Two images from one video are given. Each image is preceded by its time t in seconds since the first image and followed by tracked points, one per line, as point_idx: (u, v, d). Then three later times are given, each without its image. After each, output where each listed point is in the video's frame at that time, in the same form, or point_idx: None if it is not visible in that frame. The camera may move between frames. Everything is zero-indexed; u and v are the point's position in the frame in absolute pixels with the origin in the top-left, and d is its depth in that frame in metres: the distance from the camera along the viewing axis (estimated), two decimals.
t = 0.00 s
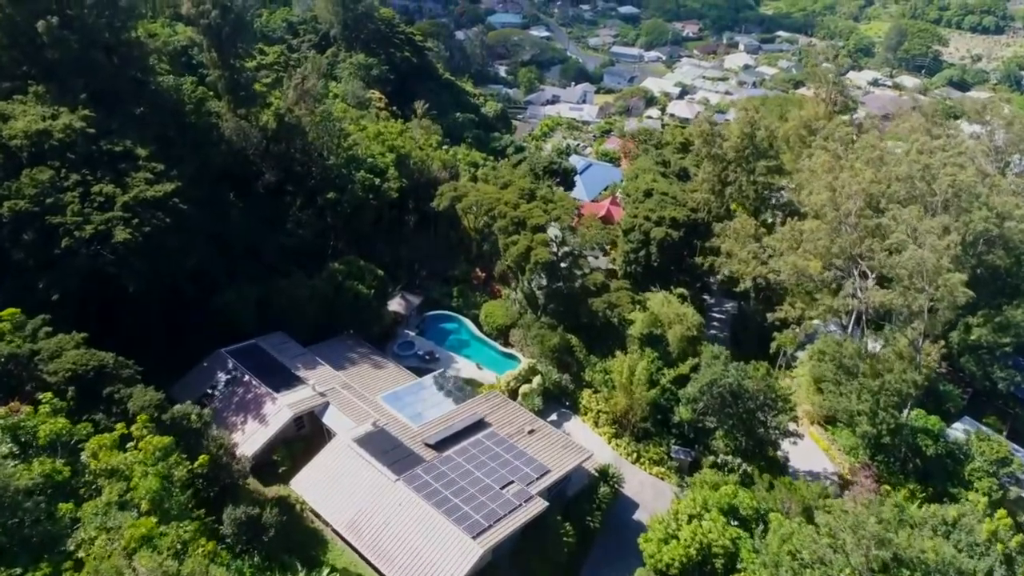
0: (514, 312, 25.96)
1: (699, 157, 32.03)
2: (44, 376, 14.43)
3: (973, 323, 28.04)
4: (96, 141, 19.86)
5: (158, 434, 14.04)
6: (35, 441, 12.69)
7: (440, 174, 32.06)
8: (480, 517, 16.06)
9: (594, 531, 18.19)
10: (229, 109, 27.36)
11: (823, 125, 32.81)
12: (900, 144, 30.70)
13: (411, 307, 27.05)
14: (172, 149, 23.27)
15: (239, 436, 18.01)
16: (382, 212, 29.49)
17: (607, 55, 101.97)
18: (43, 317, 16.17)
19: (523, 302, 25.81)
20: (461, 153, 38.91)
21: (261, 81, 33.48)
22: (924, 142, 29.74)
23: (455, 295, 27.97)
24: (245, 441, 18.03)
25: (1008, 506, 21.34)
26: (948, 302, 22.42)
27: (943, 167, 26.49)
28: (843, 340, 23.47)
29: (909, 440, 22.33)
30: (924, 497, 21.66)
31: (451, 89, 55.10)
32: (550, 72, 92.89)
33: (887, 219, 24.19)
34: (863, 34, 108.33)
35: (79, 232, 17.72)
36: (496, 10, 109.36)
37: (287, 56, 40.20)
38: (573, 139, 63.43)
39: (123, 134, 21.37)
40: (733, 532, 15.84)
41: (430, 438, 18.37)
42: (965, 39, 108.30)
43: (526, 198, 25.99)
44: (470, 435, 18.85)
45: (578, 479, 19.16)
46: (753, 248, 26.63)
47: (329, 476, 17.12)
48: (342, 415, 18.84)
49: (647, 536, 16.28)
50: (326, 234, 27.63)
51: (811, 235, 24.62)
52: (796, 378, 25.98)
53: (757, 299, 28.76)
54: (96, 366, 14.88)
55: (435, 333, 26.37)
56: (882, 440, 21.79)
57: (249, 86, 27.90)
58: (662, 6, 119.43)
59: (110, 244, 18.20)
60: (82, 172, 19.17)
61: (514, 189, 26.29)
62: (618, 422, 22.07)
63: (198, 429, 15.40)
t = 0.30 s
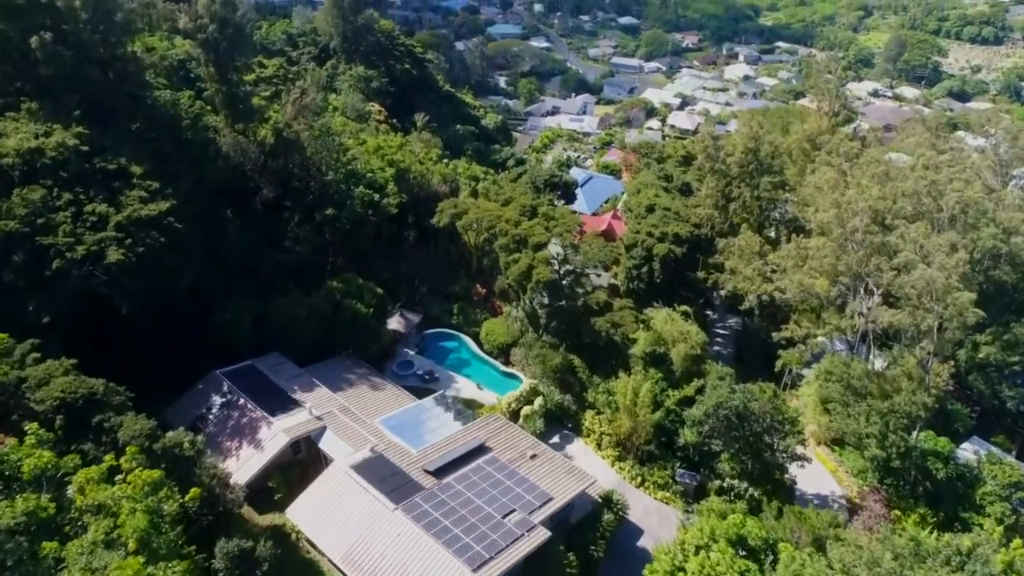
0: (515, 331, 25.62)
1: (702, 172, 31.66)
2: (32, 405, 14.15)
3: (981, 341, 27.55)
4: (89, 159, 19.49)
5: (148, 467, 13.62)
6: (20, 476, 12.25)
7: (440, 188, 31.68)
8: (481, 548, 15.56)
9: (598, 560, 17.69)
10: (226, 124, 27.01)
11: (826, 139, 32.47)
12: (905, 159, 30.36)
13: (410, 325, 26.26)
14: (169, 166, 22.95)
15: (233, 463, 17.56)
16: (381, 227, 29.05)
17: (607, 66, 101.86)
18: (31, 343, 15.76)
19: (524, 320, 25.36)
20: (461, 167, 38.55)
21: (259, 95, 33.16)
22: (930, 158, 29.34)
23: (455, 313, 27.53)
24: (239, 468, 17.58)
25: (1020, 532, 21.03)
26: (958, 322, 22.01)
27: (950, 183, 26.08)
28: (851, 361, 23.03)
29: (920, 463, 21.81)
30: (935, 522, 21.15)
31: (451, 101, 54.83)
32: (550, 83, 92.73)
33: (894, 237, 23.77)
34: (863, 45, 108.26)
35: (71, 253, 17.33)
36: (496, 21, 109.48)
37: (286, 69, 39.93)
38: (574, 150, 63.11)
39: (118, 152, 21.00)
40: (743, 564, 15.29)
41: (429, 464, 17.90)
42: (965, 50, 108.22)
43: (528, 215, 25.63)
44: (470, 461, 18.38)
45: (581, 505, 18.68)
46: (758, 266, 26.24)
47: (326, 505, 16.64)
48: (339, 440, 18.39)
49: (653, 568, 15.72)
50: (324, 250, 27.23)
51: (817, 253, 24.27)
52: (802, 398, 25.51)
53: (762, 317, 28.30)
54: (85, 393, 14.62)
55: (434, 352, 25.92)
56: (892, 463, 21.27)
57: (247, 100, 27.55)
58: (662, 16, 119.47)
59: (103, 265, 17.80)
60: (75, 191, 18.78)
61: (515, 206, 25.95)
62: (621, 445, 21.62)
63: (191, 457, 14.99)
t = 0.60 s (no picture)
0: (517, 360, 25.21)
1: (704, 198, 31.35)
2: (15, 446, 13.93)
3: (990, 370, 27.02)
4: (83, 189, 19.18)
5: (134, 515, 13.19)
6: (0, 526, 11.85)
7: (440, 214, 31.39)
8: None
9: None
10: (225, 151, 26.75)
11: (829, 166, 32.16)
12: (909, 185, 30.10)
13: (409, 354, 25.95)
14: (166, 194, 22.71)
15: (226, 503, 17.21)
16: (381, 254, 28.64)
17: (606, 89, 102.19)
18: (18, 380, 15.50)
19: (526, 350, 24.89)
20: (461, 192, 38.27)
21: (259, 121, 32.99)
22: (936, 185, 28.98)
23: (456, 342, 27.08)
24: (232, 507, 17.20)
25: None
26: (969, 353, 21.55)
27: (957, 211, 25.67)
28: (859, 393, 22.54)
29: (932, 498, 21.22)
30: (949, 561, 20.53)
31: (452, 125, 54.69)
32: (550, 106, 92.90)
33: (901, 266, 23.37)
34: (861, 69, 108.76)
35: (61, 286, 17.01)
36: (496, 45, 110.10)
37: (286, 95, 39.78)
38: (574, 174, 62.94)
39: (113, 182, 20.71)
40: None
41: (428, 503, 17.38)
42: (962, 73, 108.75)
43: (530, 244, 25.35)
44: (471, 499, 17.83)
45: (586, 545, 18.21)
46: (762, 294, 25.88)
47: (321, 547, 16.13)
48: (336, 479, 17.89)
49: None
50: (323, 278, 26.85)
51: (822, 282, 23.89)
52: (809, 429, 24.96)
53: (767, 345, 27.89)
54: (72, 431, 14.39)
55: (434, 383, 25.42)
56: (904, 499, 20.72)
57: (246, 126, 27.26)
58: (661, 40, 120.07)
59: (94, 296, 17.49)
60: (68, 222, 18.47)
61: (517, 235, 25.65)
62: (625, 480, 21.11)
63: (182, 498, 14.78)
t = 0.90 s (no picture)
0: (517, 392, 24.86)
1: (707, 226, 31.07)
2: None
3: (1001, 401, 26.49)
4: (76, 220, 18.86)
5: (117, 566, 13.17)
6: None
7: (440, 241, 31.04)
8: None
9: None
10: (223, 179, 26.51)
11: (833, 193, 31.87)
12: (914, 213, 29.78)
13: (408, 386, 25.28)
14: (162, 222, 22.39)
15: (217, 541, 16.75)
16: (380, 283, 28.19)
17: (606, 113, 102.58)
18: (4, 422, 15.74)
19: (528, 380, 24.20)
20: (462, 218, 38.00)
21: (259, 147, 32.81)
22: (942, 211, 28.65)
23: (456, 372, 26.58)
24: (222, 547, 16.70)
25: None
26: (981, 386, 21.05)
27: (963, 240, 25.30)
28: (869, 428, 22.05)
29: (946, 536, 20.62)
30: None
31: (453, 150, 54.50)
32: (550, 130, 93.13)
33: (909, 297, 22.97)
34: (859, 92, 109.21)
35: (52, 321, 16.65)
36: (496, 69, 110.75)
37: (286, 121, 39.70)
38: (574, 199, 62.76)
39: (107, 213, 20.41)
40: None
41: (426, 545, 16.84)
42: (959, 97, 109.22)
43: (532, 274, 25.08)
44: (471, 540, 17.28)
45: None
46: (768, 324, 25.43)
47: None
48: (332, 518, 17.38)
49: None
50: (322, 307, 26.44)
51: (830, 311, 23.46)
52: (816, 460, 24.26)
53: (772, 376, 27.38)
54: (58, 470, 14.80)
55: (433, 415, 24.86)
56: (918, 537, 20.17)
57: (245, 154, 27.07)
58: (660, 64, 120.78)
59: (85, 330, 17.19)
60: (60, 254, 18.16)
61: (519, 265, 25.35)
62: (630, 517, 20.54)
63: (169, 543, 14.83)
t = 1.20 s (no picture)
0: (519, 424, 24.30)
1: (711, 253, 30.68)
2: None
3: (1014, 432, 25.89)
4: (69, 251, 18.88)
5: None
6: None
7: (441, 268, 30.61)
8: None
9: None
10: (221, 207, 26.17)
11: (838, 220, 31.48)
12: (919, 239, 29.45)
13: (407, 419, 24.67)
14: (159, 252, 22.02)
15: None
16: (380, 311, 27.66)
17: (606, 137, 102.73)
18: None
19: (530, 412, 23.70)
20: (462, 244, 37.61)
21: (257, 174, 32.57)
22: (949, 238, 28.26)
23: (456, 403, 25.96)
24: None
25: None
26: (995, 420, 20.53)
27: (972, 268, 24.88)
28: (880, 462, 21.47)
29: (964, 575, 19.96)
30: None
31: (453, 175, 54.25)
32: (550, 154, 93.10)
33: (918, 327, 22.51)
34: (857, 116, 109.50)
35: (41, 356, 16.55)
36: (496, 93, 111.13)
37: (285, 147, 39.45)
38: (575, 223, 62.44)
39: (103, 242, 20.11)
40: None
41: None
42: (957, 121, 109.57)
43: (534, 303, 24.59)
44: None
45: None
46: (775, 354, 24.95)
47: None
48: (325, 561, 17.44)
49: None
50: (320, 336, 25.91)
51: (837, 341, 23.31)
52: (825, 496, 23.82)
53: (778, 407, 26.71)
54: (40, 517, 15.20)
55: (433, 447, 24.25)
56: None
57: (244, 181, 26.76)
58: (659, 88, 121.24)
59: (76, 363, 17.13)
60: (52, 285, 18.15)
61: (521, 293, 24.86)
62: (636, 555, 19.88)
63: None
